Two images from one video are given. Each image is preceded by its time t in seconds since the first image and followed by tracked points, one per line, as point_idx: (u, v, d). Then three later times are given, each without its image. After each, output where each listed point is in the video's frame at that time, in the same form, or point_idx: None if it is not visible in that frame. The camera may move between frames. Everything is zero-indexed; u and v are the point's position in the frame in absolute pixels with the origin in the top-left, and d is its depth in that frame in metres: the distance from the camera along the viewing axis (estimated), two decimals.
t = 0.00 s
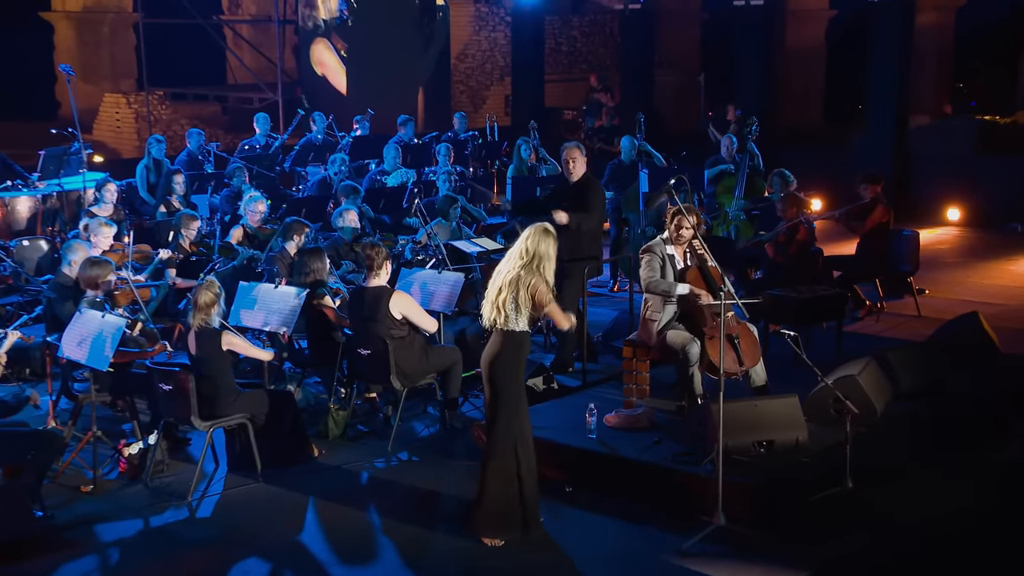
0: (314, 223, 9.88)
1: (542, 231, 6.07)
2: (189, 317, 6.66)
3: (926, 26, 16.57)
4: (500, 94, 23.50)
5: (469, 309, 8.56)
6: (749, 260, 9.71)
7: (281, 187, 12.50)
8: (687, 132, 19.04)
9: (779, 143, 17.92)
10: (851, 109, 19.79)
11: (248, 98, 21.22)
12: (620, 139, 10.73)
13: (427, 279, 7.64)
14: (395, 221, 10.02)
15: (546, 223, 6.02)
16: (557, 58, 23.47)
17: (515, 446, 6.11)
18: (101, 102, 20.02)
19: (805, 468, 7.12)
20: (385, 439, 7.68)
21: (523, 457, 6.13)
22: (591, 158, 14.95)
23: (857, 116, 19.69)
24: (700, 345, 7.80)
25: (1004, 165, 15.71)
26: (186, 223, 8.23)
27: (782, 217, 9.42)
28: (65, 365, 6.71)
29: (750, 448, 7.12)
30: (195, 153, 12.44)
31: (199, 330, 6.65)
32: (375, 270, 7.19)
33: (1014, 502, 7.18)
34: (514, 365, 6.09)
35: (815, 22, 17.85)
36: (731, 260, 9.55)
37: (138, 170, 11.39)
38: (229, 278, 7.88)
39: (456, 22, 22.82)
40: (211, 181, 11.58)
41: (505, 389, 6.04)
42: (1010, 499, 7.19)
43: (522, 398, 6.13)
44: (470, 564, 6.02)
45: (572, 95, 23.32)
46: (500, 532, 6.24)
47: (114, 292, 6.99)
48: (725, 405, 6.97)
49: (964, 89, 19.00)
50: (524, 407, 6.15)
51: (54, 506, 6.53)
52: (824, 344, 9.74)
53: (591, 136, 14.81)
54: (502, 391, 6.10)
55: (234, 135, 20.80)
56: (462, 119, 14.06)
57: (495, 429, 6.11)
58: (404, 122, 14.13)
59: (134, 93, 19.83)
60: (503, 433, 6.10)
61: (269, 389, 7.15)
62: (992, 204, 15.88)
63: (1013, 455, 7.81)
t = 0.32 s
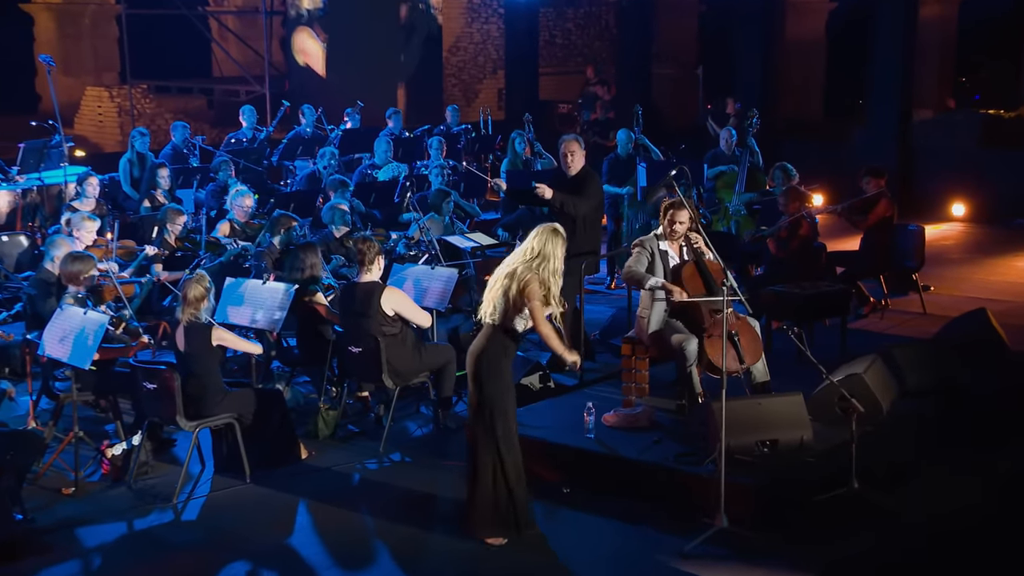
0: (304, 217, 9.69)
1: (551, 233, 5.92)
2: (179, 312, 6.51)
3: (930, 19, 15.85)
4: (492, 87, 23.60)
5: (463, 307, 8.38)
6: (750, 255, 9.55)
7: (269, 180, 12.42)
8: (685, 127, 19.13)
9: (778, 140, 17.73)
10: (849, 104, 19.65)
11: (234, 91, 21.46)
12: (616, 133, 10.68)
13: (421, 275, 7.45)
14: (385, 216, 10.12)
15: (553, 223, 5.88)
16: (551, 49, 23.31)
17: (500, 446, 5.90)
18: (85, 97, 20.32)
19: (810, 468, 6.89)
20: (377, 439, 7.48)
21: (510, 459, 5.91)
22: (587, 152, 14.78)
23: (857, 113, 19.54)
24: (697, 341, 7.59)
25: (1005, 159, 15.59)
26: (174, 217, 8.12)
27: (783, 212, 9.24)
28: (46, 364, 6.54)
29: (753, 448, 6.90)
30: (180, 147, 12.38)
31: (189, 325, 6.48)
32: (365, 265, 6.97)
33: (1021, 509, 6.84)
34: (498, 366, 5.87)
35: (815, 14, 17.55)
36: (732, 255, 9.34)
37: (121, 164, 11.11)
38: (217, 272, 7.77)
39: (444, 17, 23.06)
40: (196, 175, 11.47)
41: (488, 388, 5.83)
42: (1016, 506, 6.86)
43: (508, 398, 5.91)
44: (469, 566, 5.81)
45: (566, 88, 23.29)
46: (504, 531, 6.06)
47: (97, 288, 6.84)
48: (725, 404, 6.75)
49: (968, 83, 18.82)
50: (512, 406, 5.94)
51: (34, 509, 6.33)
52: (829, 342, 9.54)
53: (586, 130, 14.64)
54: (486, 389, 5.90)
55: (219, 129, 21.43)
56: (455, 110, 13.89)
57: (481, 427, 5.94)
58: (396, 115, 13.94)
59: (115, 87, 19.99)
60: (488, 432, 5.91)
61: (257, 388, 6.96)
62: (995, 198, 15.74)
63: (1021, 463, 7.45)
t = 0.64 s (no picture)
0: (292, 213, 9.54)
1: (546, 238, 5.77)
2: (166, 309, 6.35)
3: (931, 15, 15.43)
4: (485, 81, 22.07)
5: (456, 304, 8.20)
6: (751, 251, 9.33)
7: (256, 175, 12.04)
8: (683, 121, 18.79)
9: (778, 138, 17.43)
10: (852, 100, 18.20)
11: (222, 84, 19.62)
12: (614, 128, 10.40)
13: (413, 272, 7.28)
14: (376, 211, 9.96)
15: (550, 228, 5.73)
16: (546, 46, 22.87)
17: (479, 452, 5.70)
18: (65, 92, 18.18)
19: (814, 469, 6.71)
20: (369, 440, 7.30)
21: (488, 467, 5.71)
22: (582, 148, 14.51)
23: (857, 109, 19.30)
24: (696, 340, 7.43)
25: (1006, 154, 15.43)
26: (160, 214, 7.99)
27: (784, 208, 9.09)
28: (28, 363, 6.38)
29: (755, 448, 6.71)
30: (165, 141, 12.03)
31: (176, 322, 6.33)
32: (356, 263, 6.82)
33: None
34: (478, 370, 5.69)
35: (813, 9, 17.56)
36: (732, 251, 9.16)
37: (105, 159, 11.01)
38: (204, 269, 7.64)
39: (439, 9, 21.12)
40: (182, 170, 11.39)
41: (466, 392, 5.65)
42: None
43: (489, 403, 5.69)
44: (463, 568, 5.65)
45: (562, 82, 22.88)
46: (492, 536, 5.86)
47: (80, 284, 6.70)
48: (726, 403, 6.57)
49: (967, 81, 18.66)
50: (494, 411, 5.72)
51: (15, 513, 6.14)
52: (831, 340, 9.35)
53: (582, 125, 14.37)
54: (467, 393, 5.71)
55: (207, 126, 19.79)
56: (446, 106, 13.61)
57: (463, 431, 5.75)
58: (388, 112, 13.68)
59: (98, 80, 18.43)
60: (468, 436, 5.73)
61: (244, 387, 6.79)
62: (998, 195, 15.57)
63: None
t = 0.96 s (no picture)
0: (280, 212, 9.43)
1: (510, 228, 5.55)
2: (150, 309, 6.21)
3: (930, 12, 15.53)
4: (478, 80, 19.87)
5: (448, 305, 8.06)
6: (749, 251, 9.23)
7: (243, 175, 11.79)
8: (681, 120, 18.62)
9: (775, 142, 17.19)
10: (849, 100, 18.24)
11: (208, 81, 18.51)
12: (608, 125, 10.35)
13: (404, 272, 7.14)
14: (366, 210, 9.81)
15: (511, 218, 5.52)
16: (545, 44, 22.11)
17: (469, 456, 5.56)
18: (46, 91, 17.68)
19: (815, 471, 6.54)
20: (359, 444, 7.14)
21: (478, 471, 5.57)
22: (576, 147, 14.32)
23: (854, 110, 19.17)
24: (695, 341, 7.23)
25: (1007, 153, 15.29)
26: (143, 213, 7.92)
27: (783, 207, 8.97)
28: (8, 365, 6.23)
29: (755, 451, 6.56)
30: (150, 139, 11.93)
31: (160, 322, 6.19)
32: (347, 262, 6.67)
33: None
34: (467, 374, 5.53)
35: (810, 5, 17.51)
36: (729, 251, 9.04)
37: (87, 158, 10.82)
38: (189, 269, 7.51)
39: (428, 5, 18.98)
40: (167, 169, 11.13)
41: (455, 397, 5.50)
42: None
43: (477, 407, 5.54)
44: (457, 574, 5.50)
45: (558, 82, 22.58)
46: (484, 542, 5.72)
47: (61, 284, 6.61)
48: (726, 405, 6.42)
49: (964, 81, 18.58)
50: (482, 414, 5.57)
51: None
52: (832, 342, 9.20)
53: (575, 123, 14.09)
54: (455, 397, 5.55)
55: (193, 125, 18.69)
56: (436, 104, 13.48)
57: (451, 435, 5.61)
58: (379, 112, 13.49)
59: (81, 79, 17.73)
60: (457, 441, 5.59)
61: (230, 390, 6.63)
62: (999, 194, 15.42)
63: None
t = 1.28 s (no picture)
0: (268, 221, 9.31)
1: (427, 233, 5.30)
2: (136, 319, 6.11)
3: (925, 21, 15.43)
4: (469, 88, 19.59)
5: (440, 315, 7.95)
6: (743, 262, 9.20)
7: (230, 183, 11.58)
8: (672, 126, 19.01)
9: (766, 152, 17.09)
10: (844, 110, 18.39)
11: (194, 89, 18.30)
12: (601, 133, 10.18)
13: (395, 281, 7.04)
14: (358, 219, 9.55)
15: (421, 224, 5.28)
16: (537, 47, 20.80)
17: (465, 469, 5.38)
18: (28, 99, 17.06)
19: (816, 484, 6.41)
20: (349, 458, 6.99)
21: (474, 484, 5.39)
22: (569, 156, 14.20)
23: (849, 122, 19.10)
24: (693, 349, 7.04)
25: (1006, 164, 15.18)
26: (128, 221, 7.96)
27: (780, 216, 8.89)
28: None
29: (755, 463, 6.43)
30: (134, 148, 12.03)
31: (145, 332, 6.07)
32: (338, 270, 6.57)
33: None
34: (463, 386, 5.36)
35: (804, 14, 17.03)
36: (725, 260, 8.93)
37: (70, 166, 10.78)
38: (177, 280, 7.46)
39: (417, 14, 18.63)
40: (152, 177, 10.69)
41: (453, 409, 5.32)
42: None
43: (474, 421, 5.38)
44: None
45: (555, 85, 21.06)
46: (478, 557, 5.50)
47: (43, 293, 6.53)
48: (726, 415, 6.30)
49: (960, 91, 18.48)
50: (479, 428, 5.42)
51: None
52: (831, 352, 9.07)
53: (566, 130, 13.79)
54: (451, 409, 5.37)
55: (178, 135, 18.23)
56: (428, 112, 13.39)
57: (446, 448, 5.42)
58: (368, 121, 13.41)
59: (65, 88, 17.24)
60: (452, 454, 5.40)
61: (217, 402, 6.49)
62: (998, 202, 15.29)
63: None
